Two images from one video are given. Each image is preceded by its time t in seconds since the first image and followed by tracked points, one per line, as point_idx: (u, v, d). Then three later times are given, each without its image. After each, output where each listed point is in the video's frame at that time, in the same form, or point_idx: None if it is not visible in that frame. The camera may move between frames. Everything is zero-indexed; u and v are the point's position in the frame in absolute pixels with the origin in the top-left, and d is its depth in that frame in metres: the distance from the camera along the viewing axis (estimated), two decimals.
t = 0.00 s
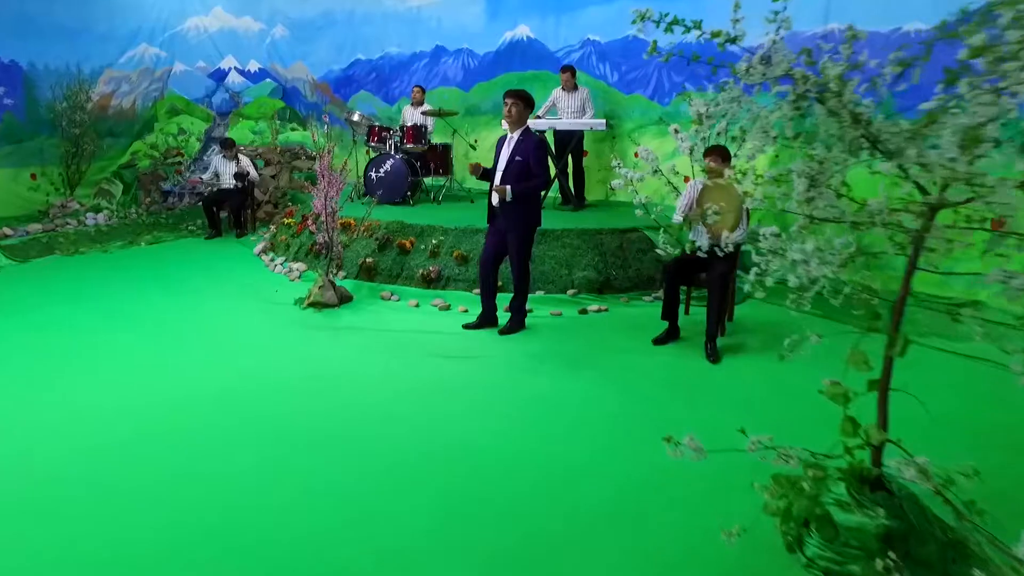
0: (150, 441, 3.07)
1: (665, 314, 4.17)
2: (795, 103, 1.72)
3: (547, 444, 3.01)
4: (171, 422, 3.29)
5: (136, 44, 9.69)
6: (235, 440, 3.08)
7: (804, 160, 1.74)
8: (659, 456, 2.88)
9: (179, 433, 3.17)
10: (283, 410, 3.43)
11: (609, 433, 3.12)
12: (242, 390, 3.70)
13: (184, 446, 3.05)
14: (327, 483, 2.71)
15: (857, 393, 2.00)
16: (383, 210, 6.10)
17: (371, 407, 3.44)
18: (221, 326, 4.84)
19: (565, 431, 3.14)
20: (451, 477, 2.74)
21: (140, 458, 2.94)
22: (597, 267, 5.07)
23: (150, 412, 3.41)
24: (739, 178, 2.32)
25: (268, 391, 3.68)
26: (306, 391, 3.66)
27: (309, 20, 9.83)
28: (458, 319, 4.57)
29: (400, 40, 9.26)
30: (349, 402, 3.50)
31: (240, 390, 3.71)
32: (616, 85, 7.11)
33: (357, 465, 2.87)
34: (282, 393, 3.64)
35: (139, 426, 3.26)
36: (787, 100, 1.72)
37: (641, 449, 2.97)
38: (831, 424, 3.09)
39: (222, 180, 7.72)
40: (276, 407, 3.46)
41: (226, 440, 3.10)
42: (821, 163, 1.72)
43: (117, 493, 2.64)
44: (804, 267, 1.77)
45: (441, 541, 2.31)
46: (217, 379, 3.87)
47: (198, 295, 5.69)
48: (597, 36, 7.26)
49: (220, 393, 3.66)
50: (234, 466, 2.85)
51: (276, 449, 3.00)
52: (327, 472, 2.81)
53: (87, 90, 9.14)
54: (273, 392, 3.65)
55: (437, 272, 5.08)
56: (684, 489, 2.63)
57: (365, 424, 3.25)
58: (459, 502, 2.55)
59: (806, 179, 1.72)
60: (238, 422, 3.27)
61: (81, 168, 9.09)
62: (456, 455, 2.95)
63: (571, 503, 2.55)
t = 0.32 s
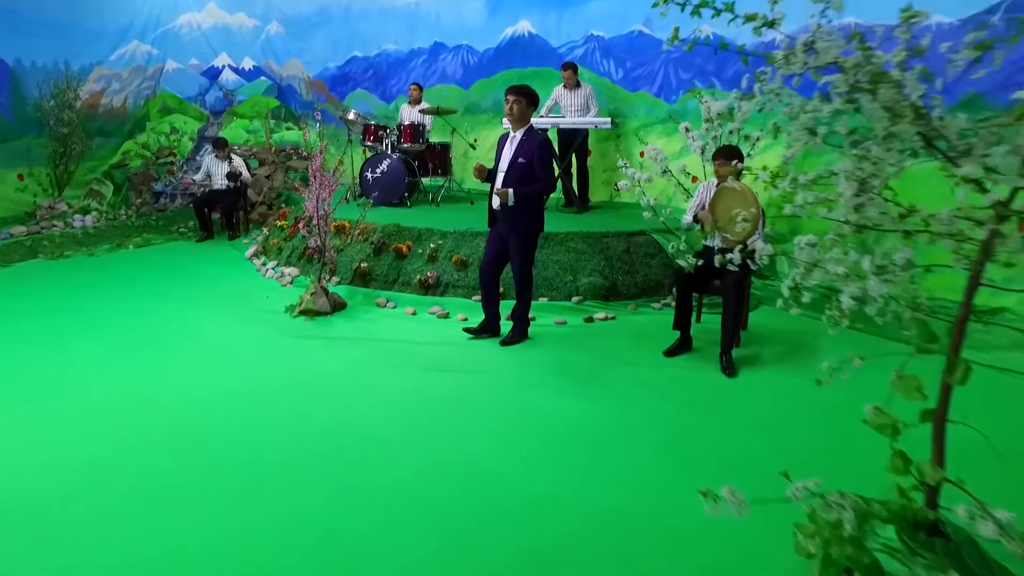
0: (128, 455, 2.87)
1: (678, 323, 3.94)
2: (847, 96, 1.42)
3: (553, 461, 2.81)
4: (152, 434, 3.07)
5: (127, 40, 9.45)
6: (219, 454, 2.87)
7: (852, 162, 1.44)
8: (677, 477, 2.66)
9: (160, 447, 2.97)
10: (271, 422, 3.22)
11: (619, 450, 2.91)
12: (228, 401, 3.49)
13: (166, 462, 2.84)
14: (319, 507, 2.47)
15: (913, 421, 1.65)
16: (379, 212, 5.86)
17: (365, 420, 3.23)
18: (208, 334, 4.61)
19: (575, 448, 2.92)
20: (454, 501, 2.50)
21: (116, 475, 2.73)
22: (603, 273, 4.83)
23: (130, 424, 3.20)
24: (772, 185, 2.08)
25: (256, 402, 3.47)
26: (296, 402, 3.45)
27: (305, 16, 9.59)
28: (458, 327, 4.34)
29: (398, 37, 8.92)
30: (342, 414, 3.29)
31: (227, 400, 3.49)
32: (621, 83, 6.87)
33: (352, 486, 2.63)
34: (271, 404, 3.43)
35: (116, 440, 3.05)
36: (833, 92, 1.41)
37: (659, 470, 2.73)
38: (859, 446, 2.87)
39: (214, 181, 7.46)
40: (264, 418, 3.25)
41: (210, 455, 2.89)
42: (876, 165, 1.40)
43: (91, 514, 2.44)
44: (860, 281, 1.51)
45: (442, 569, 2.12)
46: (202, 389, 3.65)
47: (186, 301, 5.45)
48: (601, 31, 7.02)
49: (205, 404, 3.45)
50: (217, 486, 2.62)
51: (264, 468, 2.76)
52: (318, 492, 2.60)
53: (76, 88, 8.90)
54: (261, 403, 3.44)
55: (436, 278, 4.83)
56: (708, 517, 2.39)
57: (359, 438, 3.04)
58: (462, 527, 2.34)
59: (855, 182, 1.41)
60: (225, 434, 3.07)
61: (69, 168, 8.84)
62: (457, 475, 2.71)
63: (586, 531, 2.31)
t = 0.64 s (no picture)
0: (86, 484, 2.61)
1: (685, 334, 3.67)
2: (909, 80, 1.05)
3: (552, 491, 2.55)
4: (115, 458, 2.82)
5: (114, 37, 9.19)
6: (183, 486, 2.60)
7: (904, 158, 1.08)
8: (691, 514, 2.38)
9: (123, 474, 2.72)
10: (247, 445, 2.97)
11: (625, 478, 2.65)
12: (202, 419, 3.24)
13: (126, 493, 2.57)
14: (290, 552, 2.19)
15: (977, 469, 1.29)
16: (369, 215, 5.61)
17: (348, 443, 2.98)
18: (186, 344, 4.35)
19: (577, 478, 2.65)
20: (441, 545, 2.23)
21: (71, 507, 2.48)
22: (604, 279, 4.56)
23: (93, 445, 2.95)
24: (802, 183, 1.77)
25: (232, 421, 3.21)
26: (275, 422, 3.19)
27: (296, 13, 9.28)
28: (451, 339, 4.07)
29: (391, 33, 8.63)
30: (324, 436, 3.03)
31: (201, 420, 3.24)
32: (622, 79, 6.60)
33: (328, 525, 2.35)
34: (247, 424, 3.17)
35: (75, 465, 2.80)
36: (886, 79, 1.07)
37: (670, 507, 2.45)
38: (887, 475, 2.61)
39: (200, 181, 7.20)
40: (238, 441, 3.00)
41: (176, 484, 2.64)
42: (940, 164, 1.04)
43: (35, 555, 2.17)
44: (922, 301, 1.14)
45: None
46: (175, 406, 3.40)
47: (164, 309, 5.19)
48: (602, 25, 6.75)
49: (176, 424, 3.20)
50: (176, 527, 2.33)
51: (231, 503, 2.49)
52: (293, 527, 2.33)
53: (59, 85, 8.70)
54: (237, 423, 3.18)
55: (427, 285, 4.56)
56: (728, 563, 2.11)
57: (340, 464, 2.79)
58: (450, 571, 2.09)
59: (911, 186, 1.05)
60: (192, 462, 2.79)
61: (52, 168, 8.65)
62: (446, 511, 2.44)
63: None
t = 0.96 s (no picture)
0: (27, 526, 2.35)
1: (691, 354, 3.39)
2: (993, 69, 0.85)
3: (545, 535, 2.29)
4: (66, 493, 2.57)
5: (101, 35, 8.92)
6: (135, 528, 2.34)
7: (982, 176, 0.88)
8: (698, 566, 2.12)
9: (72, 510, 2.45)
10: (211, 476, 2.70)
11: (626, 520, 2.39)
12: (167, 444, 2.97)
13: (70, 536, 2.31)
14: None
15: None
16: (357, 221, 5.36)
17: (322, 474, 2.71)
18: (158, 358, 4.09)
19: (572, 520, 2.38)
20: None
21: (7, 552, 2.22)
22: (604, 290, 4.29)
23: (43, 477, 2.70)
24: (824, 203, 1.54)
25: (199, 447, 2.95)
26: (244, 448, 2.93)
27: (287, 11, 9.01)
28: (440, 357, 3.81)
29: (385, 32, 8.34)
30: (296, 466, 2.77)
31: (163, 446, 2.97)
32: (622, 78, 6.34)
33: None
34: (214, 450, 2.91)
35: (18, 500, 2.53)
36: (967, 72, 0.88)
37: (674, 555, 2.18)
38: (917, 516, 2.34)
39: (185, 186, 6.94)
40: (203, 472, 2.74)
41: (129, 523, 2.37)
42: None
43: None
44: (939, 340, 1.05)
45: None
46: (139, 428, 3.14)
47: (141, 320, 4.94)
48: (601, 22, 6.48)
49: (137, 450, 2.94)
50: None
51: (184, 551, 2.23)
52: None
53: (41, 86, 8.51)
54: (204, 450, 2.92)
55: (416, 296, 4.29)
56: None
57: (312, 500, 2.52)
58: None
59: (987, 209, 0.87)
60: (147, 499, 2.54)
61: (35, 171, 8.41)
62: (423, 561, 2.18)
63: None
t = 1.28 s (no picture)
0: None
1: (706, 376, 3.13)
2: None
3: None
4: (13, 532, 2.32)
5: (92, 36, 8.69)
6: None
7: None
8: None
9: (15, 556, 2.19)
10: (176, 512, 2.45)
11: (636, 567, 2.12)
12: (133, 473, 2.72)
13: None
14: None
15: None
16: (349, 228, 5.11)
17: (301, 511, 2.46)
18: (134, 374, 3.85)
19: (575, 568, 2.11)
20: None
21: None
22: (610, 303, 4.03)
23: None
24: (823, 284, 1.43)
25: (168, 477, 2.70)
26: (217, 479, 2.67)
27: (283, 10, 8.76)
28: (434, 376, 3.55)
29: (382, 30, 8.03)
30: (272, 501, 2.51)
31: (129, 475, 2.72)
32: (628, 79, 6.09)
33: None
34: (184, 481, 2.65)
35: None
36: None
37: None
38: (968, 572, 2.07)
39: (173, 191, 6.63)
40: (170, 507, 2.48)
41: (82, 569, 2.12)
42: None
43: None
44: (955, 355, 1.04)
45: None
46: (105, 453, 2.89)
47: (121, 331, 4.69)
48: (605, 20, 6.21)
49: (98, 478, 2.69)
50: None
51: None
52: None
53: (29, 87, 8.31)
54: (172, 480, 2.66)
55: (410, 309, 4.03)
56: None
57: (286, 543, 2.27)
58: None
59: None
60: (102, 539, 2.28)
61: (22, 174, 8.23)
62: None
63: None
